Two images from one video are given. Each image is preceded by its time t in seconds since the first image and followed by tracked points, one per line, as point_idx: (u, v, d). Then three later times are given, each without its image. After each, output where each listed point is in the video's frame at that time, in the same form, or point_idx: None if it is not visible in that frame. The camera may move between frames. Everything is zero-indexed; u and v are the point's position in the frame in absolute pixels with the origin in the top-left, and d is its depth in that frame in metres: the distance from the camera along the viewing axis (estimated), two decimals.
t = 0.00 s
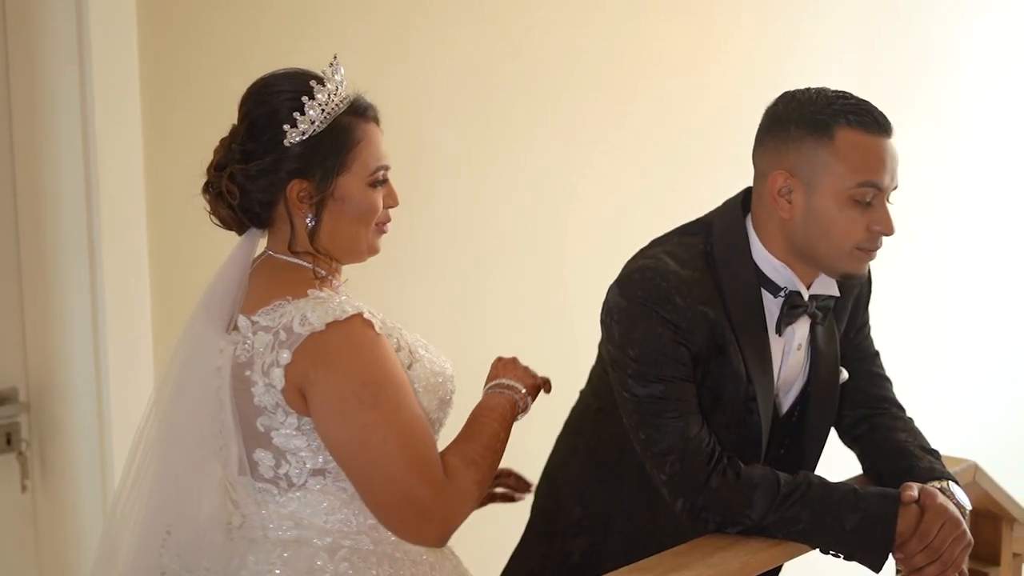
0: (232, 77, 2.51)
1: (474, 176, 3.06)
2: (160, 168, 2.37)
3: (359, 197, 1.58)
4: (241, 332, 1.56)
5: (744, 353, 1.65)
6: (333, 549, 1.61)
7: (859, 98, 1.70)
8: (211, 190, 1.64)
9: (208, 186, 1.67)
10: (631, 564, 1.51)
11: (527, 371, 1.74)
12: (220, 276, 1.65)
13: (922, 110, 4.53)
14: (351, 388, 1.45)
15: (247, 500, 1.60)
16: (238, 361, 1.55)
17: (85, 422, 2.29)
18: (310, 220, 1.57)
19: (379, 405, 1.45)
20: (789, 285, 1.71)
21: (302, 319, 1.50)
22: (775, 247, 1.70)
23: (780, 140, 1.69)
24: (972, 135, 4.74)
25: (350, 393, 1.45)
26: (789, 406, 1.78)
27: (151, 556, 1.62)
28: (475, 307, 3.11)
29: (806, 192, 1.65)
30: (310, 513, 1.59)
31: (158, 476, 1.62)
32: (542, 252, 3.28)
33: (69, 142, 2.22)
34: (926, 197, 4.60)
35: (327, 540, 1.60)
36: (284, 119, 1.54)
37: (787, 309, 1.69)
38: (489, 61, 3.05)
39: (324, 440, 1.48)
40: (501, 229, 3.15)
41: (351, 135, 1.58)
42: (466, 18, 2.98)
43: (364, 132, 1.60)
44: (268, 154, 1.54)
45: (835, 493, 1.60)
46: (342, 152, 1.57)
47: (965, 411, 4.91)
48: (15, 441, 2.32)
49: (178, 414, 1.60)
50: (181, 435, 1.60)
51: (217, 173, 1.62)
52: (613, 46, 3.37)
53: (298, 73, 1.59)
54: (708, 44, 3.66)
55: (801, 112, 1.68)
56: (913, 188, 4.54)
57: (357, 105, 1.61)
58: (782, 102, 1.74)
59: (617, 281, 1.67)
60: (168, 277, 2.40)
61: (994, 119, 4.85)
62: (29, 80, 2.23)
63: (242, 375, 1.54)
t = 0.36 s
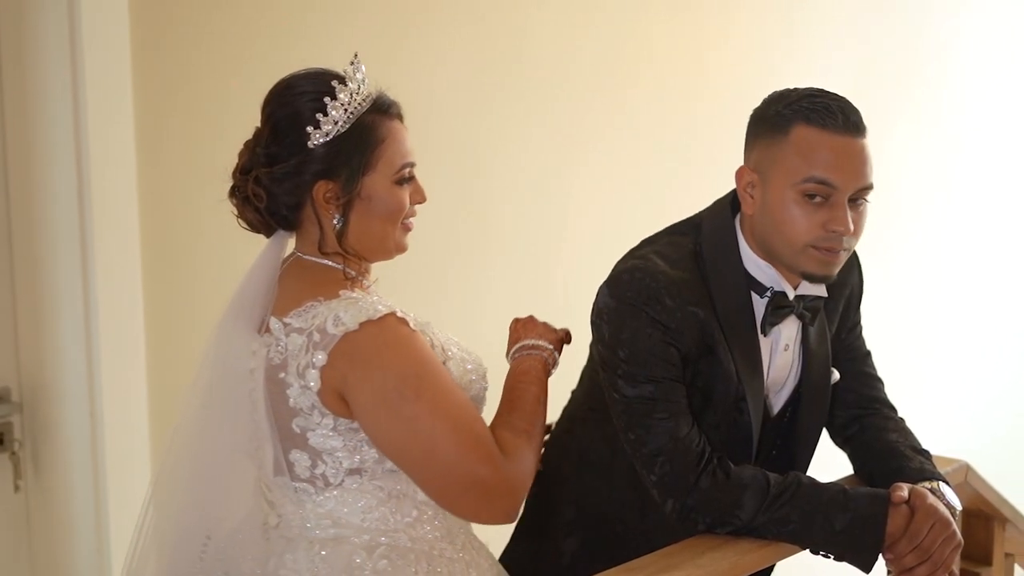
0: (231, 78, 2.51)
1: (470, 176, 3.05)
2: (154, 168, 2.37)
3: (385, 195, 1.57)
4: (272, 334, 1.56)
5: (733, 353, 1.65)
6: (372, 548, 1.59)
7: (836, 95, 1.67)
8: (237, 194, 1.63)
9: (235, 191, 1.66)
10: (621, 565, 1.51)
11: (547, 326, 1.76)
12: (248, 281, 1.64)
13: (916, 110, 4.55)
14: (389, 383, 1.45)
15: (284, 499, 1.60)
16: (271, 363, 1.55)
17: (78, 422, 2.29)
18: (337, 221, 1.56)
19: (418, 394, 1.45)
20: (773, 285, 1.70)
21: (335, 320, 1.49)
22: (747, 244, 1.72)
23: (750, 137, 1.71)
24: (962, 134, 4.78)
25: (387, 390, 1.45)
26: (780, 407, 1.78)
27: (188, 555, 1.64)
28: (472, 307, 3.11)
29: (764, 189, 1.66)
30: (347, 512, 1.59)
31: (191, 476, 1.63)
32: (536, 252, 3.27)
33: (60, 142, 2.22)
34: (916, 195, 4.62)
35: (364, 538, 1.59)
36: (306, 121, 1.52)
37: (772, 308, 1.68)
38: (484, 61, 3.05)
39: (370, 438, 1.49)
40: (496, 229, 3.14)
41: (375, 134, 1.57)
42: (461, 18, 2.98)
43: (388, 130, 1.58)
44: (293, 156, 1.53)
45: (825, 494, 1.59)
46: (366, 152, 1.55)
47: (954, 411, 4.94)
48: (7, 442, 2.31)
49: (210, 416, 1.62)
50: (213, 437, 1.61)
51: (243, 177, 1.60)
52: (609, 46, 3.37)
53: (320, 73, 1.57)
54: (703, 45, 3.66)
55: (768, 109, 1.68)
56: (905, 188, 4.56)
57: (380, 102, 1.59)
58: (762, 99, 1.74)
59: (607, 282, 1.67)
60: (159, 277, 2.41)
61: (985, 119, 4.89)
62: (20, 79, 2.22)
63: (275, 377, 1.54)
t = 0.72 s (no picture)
0: (231, 78, 2.53)
1: (467, 176, 3.04)
2: (147, 167, 2.37)
3: (409, 194, 1.54)
4: (298, 334, 1.54)
5: (724, 354, 1.64)
6: (399, 548, 1.57)
7: (805, 91, 1.66)
8: (259, 196, 1.61)
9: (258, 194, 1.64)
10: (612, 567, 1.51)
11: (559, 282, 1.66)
12: (274, 281, 1.63)
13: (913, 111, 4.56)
14: (417, 377, 1.42)
15: (310, 499, 1.58)
16: (297, 363, 1.53)
17: (71, 422, 2.28)
18: (360, 221, 1.54)
19: (449, 380, 1.41)
20: (761, 285, 1.69)
21: (360, 318, 1.46)
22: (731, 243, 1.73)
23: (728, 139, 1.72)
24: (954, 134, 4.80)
25: (419, 383, 1.42)
26: (772, 409, 1.77)
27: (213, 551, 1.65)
28: (469, 308, 3.10)
29: (737, 188, 1.67)
30: (374, 512, 1.57)
31: (221, 474, 1.64)
32: (533, 253, 3.26)
33: (52, 141, 2.21)
34: (912, 195, 4.63)
35: (393, 539, 1.57)
36: (326, 122, 1.50)
37: (758, 306, 1.67)
38: (481, 62, 3.05)
39: (412, 434, 1.46)
40: (492, 230, 3.13)
41: (397, 133, 1.54)
42: (459, 18, 2.98)
43: (410, 129, 1.56)
44: (314, 157, 1.51)
45: (816, 496, 1.59)
46: (388, 151, 1.53)
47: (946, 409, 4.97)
48: None
49: (239, 413, 1.62)
50: (242, 435, 1.62)
51: (266, 179, 1.58)
52: (606, 47, 3.37)
53: (340, 73, 1.55)
54: (701, 45, 3.65)
55: (744, 110, 1.69)
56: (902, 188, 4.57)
57: (401, 101, 1.57)
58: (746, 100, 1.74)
59: (597, 283, 1.67)
60: (152, 277, 2.41)
61: (980, 119, 4.90)
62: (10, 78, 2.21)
63: (302, 376, 1.52)
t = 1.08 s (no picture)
0: (231, 78, 2.54)
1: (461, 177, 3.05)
2: (142, 168, 2.37)
3: (426, 197, 1.58)
4: (317, 338, 1.59)
5: (716, 356, 1.64)
6: (416, 553, 1.63)
7: (785, 89, 1.67)
8: (278, 199, 1.66)
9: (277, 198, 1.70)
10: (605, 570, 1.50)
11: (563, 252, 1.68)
12: (294, 284, 1.68)
13: (903, 112, 4.60)
14: (444, 374, 1.45)
15: (328, 504, 1.63)
16: (316, 368, 1.58)
17: (63, 425, 2.28)
18: (378, 225, 1.59)
19: (475, 371, 1.44)
20: (752, 286, 1.69)
21: (380, 321, 1.51)
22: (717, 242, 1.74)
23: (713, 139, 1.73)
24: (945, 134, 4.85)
25: (445, 379, 1.45)
26: (764, 410, 1.77)
27: (230, 556, 1.69)
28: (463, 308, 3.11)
29: (718, 187, 1.68)
30: (391, 517, 1.62)
31: (240, 479, 1.68)
32: (525, 254, 3.28)
33: (46, 141, 2.21)
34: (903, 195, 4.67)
35: (411, 544, 1.63)
36: (342, 126, 1.55)
37: (748, 301, 1.66)
38: (478, 63, 3.06)
39: (447, 429, 1.49)
40: (485, 230, 3.15)
41: (413, 136, 1.59)
42: (456, 19, 2.99)
43: (427, 131, 1.60)
44: (332, 162, 1.56)
45: (807, 499, 1.59)
46: (405, 155, 1.57)
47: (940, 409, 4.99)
48: None
49: (255, 420, 1.67)
50: (259, 441, 1.67)
51: (284, 183, 1.64)
52: (602, 48, 3.39)
53: (356, 75, 1.59)
54: (698, 46, 3.67)
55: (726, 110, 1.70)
56: (892, 189, 4.61)
57: (417, 103, 1.61)
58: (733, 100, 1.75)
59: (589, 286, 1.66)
60: (146, 278, 2.40)
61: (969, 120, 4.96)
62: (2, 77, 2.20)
63: (321, 381, 1.57)
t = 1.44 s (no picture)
0: (231, 78, 2.54)
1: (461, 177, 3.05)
2: (135, 168, 2.37)
3: (431, 200, 1.58)
4: (322, 339, 1.59)
5: (706, 355, 1.64)
6: (424, 554, 1.63)
7: (762, 88, 1.67)
8: (284, 200, 1.67)
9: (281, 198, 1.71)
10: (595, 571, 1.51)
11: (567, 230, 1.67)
12: (298, 286, 1.69)
13: (900, 112, 4.60)
14: (455, 370, 1.46)
15: (335, 506, 1.63)
16: (322, 369, 1.59)
17: (55, 427, 2.27)
18: (382, 227, 1.59)
19: (486, 363, 1.45)
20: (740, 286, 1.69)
21: (387, 322, 1.51)
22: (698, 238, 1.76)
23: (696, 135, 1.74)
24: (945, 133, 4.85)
25: (458, 374, 1.46)
26: (757, 411, 1.76)
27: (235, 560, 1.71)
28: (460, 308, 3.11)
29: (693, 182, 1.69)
30: (399, 518, 1.62)
31: (244, 481, 1.70)
32: (522, 253, 3.28)
33: (36, 143, 2.19)
34: (900, 194, 4.68)
35: (418, 544, 1.63)
36: (347, 129, 1.55)
37: (734, 300, 1.65)
38: (478, 63, 3.06)
39: (467, 425, 1.50)
40: (482, 230, 3.15)
41: (418, 139, 1.59)
42: (455, 19, 2.99)
43: (432, 134, 1.60)
44: (337, 164, 1.57)
45: (798, 499, 1.59)
46: (410, 157, 1.58)
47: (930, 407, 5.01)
48: None
49: (262, 423, 1.68)
50: (266, 443, 1.68)
51: (288, 183, 1.65)
52: (602, 48, 3.39)
53: (362, 77, 1.60)
54: (698, 47, 3.66)
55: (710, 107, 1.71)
56: (889, 190, 4.60)
57: (422, 105, 1.61)
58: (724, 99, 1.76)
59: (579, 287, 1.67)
60: (139, 279, 2.40)
61: (968, 119, 4.96)
62: None
63: (328, 383, 1.58)
